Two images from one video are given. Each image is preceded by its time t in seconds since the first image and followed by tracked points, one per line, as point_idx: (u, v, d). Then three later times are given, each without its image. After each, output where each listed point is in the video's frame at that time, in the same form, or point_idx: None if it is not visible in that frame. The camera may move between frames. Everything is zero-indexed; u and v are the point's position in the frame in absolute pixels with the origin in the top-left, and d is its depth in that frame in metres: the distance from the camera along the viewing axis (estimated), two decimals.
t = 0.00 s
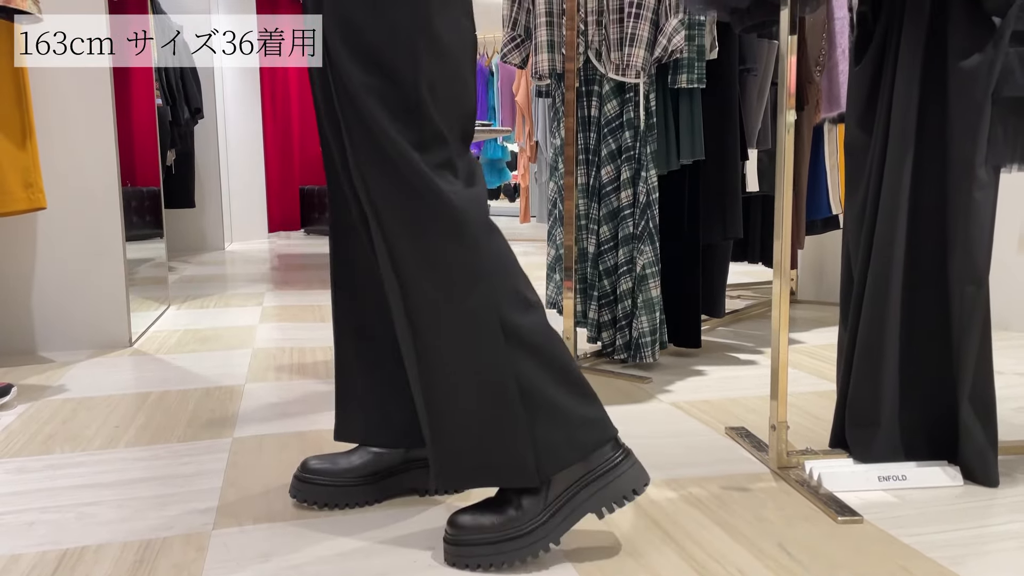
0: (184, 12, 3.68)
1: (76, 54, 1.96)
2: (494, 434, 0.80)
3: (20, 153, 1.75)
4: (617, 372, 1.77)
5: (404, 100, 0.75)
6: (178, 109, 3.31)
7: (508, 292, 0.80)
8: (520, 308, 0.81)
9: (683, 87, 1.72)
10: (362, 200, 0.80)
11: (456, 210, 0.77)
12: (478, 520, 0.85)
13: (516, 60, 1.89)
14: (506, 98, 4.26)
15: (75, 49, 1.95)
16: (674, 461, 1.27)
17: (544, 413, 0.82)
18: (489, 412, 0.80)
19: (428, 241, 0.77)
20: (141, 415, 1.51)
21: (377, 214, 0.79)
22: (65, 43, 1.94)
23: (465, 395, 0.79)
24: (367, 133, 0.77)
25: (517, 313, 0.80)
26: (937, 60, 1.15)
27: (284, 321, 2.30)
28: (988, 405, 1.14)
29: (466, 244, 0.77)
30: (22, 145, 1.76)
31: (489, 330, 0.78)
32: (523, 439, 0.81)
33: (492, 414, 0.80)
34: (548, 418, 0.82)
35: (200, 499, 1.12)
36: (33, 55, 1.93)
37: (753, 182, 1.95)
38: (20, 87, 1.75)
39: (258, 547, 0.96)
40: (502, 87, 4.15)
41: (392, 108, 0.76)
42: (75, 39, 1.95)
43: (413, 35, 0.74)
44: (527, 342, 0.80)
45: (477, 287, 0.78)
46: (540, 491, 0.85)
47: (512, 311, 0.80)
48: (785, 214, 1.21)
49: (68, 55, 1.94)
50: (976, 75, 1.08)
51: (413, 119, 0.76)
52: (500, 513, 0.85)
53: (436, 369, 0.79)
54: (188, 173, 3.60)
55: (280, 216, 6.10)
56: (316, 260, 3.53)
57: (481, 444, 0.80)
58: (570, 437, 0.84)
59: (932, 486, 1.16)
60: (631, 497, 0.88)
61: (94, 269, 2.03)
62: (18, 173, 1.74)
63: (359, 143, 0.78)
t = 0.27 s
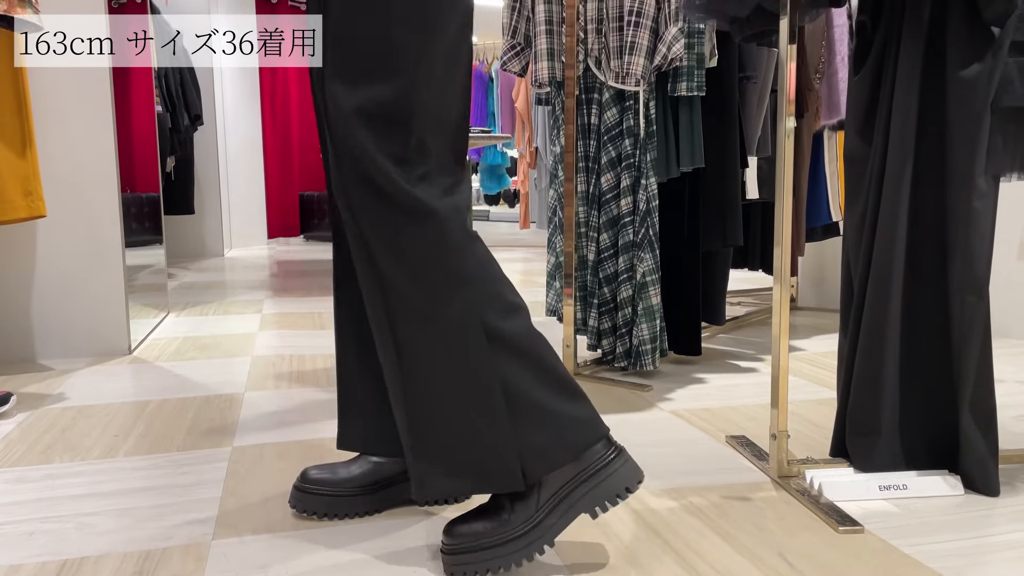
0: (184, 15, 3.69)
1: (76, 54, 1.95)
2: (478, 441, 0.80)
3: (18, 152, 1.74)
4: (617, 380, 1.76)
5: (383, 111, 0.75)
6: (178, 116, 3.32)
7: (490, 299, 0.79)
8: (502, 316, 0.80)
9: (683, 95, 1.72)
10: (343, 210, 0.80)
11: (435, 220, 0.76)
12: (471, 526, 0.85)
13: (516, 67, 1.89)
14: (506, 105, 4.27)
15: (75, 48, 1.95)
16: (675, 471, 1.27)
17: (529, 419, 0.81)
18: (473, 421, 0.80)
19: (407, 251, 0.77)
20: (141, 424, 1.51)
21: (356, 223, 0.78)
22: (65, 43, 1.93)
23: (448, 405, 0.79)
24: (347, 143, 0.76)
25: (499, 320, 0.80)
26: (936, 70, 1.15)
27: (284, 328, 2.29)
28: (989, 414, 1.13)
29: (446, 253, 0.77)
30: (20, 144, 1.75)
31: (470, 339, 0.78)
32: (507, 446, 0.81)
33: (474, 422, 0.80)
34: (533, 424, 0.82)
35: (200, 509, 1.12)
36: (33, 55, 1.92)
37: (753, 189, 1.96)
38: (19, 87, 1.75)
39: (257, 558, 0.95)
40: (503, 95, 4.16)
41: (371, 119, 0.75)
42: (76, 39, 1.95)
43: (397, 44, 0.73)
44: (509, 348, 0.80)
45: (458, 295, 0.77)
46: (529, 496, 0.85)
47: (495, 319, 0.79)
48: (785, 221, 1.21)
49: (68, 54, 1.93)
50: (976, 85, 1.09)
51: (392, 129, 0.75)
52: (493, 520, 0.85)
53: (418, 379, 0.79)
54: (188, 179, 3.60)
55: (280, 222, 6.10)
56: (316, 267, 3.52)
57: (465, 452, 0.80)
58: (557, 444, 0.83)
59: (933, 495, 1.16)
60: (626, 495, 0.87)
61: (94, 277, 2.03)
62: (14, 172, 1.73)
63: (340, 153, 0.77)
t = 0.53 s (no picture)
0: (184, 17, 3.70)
1: (76, 54, 1.96)
2: (488, 460, 0.81)
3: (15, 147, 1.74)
4: (617, 385, 1.76)
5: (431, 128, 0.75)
6: (178, 122, 3.33)
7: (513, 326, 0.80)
8: (525, 343, 0.81)
9: (682, 101, 1.73)
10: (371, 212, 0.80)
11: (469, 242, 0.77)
12: (448, 535, 0.83)
13: (516, 74, 1.90)
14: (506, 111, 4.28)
15: (75, 48, 1.95)
16: (675, 477, 1.27)
17: (537, 445, 0.83)
18: (477, 432, 0.80)
19: (440, 263, 0.77)
20: (141, 430, 1.51)
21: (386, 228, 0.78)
22: (65, 43, 1.94)
23: (456, 412, 0.79)
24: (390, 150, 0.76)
25: (521, 347, 0.81)
26: (933, 78, 1.15)
27: (283, 334, 2.29)
28: (989, 420, 1.13)
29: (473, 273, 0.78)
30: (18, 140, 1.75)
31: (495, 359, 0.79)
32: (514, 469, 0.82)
33: (476, 433, 0.80)
34: (539, 453, 0.83)
35: (200, 516, 1.12)
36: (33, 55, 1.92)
37: (752, 195, 1.96)
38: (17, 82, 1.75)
39: (257, 565, 0.95)
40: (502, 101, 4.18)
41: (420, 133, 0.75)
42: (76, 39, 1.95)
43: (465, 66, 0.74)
44: (527, 374, 0.81)
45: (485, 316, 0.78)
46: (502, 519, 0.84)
47: (517, 345, 0.81)
48: (785, 224, 1.22)
49: (68, 54, 1.94)
50: (973, 92, 1.09)
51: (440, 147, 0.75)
52: (467, 531, 0.83)
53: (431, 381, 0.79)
54: (189, 185, 3.60)
55: (279, 228, 6.11)
56: (316, 273, 3.53)
57: (475, 467, 0.81)
58: (554, 478, 0.84)
59: (933, 501, 1.16)
60: (595, 540, 0.88)
61: (94, 283, 2.03)
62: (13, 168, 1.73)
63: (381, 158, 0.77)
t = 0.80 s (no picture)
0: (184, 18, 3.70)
1: (76, 54, 1.96)
2: (513, 463, 0.82)
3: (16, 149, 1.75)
4: (617, 391, 1.76)
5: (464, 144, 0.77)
6: (178, 128, 3.34)
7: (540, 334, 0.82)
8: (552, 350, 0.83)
9: (681, 107, 1.73)
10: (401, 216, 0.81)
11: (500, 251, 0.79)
12: (459, 545, 0.82)
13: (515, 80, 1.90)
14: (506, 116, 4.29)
15: (75, 49, 1.96)
16: (675, 483, 1.26)
17: (564, 450, 0.83)
18: (515, 444, 0.81)
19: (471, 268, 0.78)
20: (140, 437, 1.51)
21: (415, 230, 0.80)
22: (65, 43, 1.94)
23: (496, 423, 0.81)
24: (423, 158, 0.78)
25: (548, 355, 0.82)
26: (931, 84, 1.15)
27: (283, 340, 2.29)
28: (989, 426, 1.13)
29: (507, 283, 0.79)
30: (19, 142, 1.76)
31: (525, 364, 0.80)
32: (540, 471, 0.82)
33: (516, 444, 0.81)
34: (565, 458, 0.84)
35: (199, 523, 1.12)
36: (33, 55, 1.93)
37: (751, 201, 1.97)
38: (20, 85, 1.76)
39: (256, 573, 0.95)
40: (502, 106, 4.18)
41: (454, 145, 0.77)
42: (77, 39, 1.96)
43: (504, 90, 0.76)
44: (553, 380, 0.83)
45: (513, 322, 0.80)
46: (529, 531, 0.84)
47: (545, 352, 0.82)
48: (785, 228, 1.21)
49: (68, 55, 1.94)
50: (971, 98, 1.09)
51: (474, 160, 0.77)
52: (482, 541, 0.82)
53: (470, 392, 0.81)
54: (189, 190, 3.61)
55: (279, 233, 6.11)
56: (315, 279, 3.53)
57: (499, 468, 0.82)
58: (579, 483, 0.85)
59: (934, 508, 1.16)
60: (602, 564, 0.90)
61: (94, 289, 2.03)
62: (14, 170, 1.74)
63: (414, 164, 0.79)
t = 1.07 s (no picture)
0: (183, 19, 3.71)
1: (76, 54, 1.96)
2: (507, 467, 0.82)
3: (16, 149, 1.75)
4: (617, 395, 1.76)
5: (464, 151, 0.78)
6: (178, 133, 3.33)
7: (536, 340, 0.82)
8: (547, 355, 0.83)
9: (681, 111, 1.73)
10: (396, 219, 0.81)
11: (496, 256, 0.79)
12: (459, 549, 0.82)
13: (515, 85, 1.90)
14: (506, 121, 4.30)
15: (75, 49, 1.96)
16: (675, 487, 1.26)
17: (558, 454, 0.84)
18: (511, 448, 0.81)
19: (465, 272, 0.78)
20: (140, 442, 1.51)
21: (409, 234, 0.80)
22: (65, 43, 1.94)
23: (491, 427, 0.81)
24: (422, 163, 0.78)
25: (543, 360, 0.83)
26: (931, 87, 1.15)
27: (283, 344, 2.29)
28: (989, 430, 1.13)
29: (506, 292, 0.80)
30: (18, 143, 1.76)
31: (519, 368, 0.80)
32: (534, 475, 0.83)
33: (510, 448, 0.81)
34: (559, 462, 0.84)
35: (200, 528, 1.11)
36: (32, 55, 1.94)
37: (751, 205, 1.96)
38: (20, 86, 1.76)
39: None
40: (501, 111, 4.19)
41: (453, 153, 0.78)
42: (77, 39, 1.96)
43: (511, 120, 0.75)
44: (549, 385, 0.83)
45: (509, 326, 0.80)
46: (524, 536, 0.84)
47: (540, 358, 0.82)
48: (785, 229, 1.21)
49: (68, 55, 1.94)
50: (970, 102, 1.10)
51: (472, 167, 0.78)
52: (483, 545, 0.82)
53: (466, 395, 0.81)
54: (189, 195, 3.61)
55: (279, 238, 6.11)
56: (315, 283, 3.53)
57: (493, 472, 0.82)
58: (573, 487, 0.85)
59: (935, 511, 1.15)
60: (603, 569, 0.90)
61: (94, 293, 2.03)
62: (14, 172, 1.74)
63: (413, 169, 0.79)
